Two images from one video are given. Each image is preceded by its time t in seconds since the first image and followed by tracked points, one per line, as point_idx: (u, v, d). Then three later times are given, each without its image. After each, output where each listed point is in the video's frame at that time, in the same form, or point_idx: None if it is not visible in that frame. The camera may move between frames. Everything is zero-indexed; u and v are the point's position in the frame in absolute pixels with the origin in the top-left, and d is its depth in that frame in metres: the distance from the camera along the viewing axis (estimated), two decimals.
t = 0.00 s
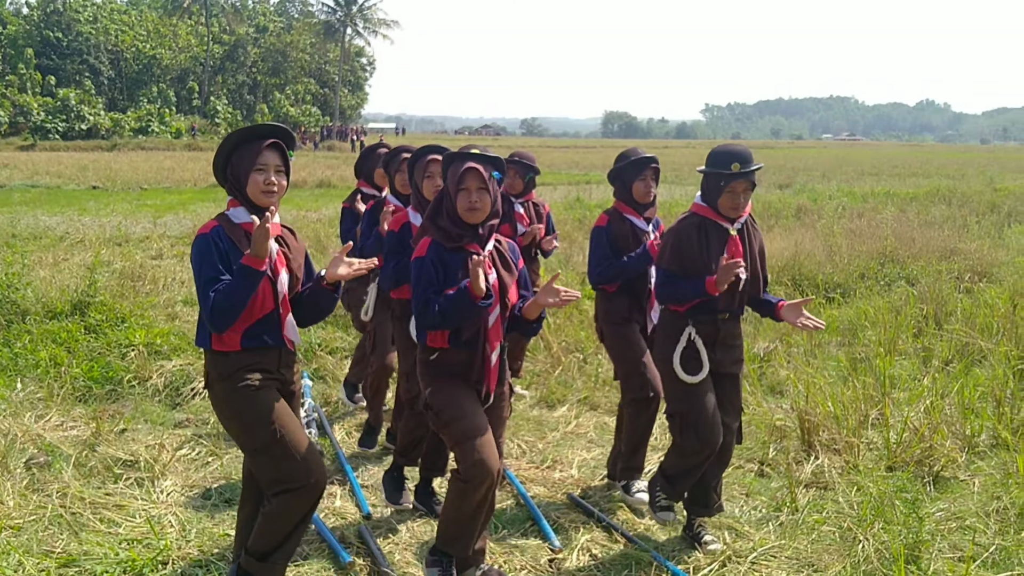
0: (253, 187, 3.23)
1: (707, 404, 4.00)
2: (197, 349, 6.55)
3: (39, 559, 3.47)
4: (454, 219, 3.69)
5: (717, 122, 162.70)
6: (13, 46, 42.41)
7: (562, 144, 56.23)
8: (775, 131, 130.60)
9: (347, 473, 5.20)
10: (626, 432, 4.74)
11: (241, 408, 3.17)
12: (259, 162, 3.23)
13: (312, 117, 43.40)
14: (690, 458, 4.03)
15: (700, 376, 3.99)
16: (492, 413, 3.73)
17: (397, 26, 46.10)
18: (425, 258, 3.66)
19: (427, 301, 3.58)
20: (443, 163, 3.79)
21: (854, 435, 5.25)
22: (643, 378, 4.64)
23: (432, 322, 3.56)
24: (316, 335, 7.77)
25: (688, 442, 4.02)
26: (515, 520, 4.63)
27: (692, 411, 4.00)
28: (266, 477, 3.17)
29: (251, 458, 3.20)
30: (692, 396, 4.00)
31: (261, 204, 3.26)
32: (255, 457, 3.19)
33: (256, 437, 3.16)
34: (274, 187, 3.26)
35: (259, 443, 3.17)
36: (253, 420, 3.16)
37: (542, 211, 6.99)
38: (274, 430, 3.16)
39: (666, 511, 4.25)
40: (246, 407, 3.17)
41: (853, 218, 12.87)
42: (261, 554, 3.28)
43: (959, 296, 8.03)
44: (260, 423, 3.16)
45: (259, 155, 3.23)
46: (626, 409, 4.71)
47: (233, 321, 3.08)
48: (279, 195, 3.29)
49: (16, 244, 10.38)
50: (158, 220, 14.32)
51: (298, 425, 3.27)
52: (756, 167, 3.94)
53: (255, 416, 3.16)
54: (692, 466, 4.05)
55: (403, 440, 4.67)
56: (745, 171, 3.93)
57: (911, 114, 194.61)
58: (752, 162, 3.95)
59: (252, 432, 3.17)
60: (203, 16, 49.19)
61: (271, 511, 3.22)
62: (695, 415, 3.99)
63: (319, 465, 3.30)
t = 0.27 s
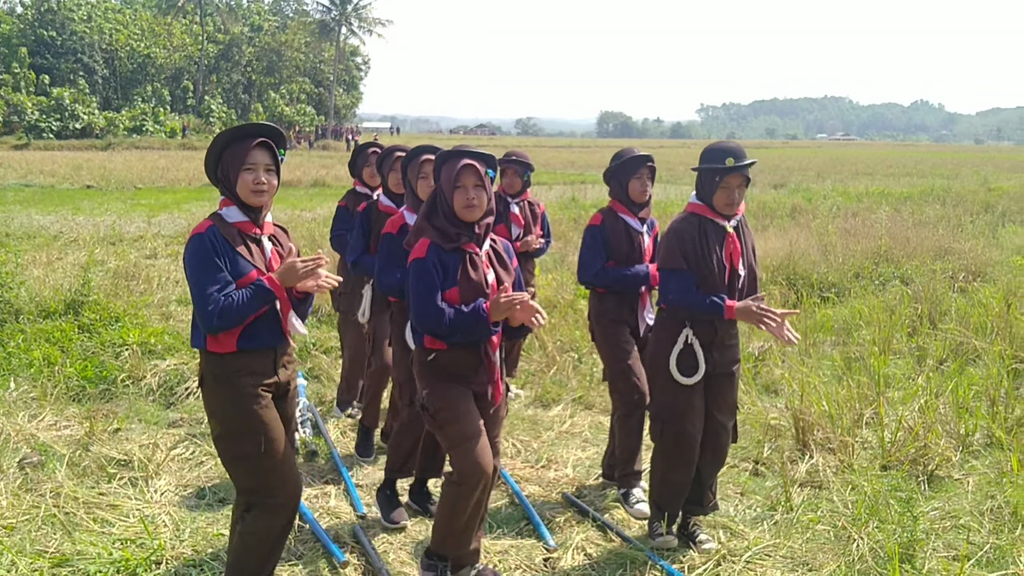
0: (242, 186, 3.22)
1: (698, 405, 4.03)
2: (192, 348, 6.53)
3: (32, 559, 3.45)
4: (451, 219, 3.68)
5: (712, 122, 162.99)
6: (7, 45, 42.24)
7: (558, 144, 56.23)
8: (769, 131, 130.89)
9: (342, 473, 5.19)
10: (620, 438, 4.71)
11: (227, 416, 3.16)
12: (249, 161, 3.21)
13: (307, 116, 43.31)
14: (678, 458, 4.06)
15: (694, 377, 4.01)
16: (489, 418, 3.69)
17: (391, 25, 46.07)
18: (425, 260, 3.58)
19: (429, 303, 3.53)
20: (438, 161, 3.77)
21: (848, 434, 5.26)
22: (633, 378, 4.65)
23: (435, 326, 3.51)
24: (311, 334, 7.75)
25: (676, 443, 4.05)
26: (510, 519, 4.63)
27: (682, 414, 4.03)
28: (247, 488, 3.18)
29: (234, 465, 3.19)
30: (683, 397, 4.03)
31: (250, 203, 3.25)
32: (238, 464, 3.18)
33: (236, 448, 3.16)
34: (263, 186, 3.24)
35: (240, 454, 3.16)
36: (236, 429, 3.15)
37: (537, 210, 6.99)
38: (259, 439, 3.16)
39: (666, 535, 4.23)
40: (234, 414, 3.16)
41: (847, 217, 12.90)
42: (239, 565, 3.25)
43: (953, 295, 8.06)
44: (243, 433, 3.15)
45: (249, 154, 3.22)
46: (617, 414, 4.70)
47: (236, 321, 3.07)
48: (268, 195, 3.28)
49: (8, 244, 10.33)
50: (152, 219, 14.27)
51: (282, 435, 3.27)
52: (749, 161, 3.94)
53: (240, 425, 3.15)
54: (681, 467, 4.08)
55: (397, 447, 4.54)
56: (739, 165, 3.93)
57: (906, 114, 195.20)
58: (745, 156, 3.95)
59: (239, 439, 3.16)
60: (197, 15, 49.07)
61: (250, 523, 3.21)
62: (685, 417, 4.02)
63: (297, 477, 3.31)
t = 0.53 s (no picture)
0: (240, 189, 3.27)
1: (694, 401, 4.05)
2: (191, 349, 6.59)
3: (33, 558, 3.50)
4: (450, 220, 3.74)
5: (711, 125, 163.18)
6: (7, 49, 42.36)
7: (557, 145, 56.32)
8: (768, 133, 131.08)
9: (340, 473, 5.24)
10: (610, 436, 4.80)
11: (232, 411, 3.22)
12: (247, 163, 3.26)
13: (306, 119, 43.43)
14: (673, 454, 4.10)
15: (689, 375, 4.05)
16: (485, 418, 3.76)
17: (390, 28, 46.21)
18: (422, 259, 3.66)
19: (426, 303, 3.60)
20: (439, 164, 3.84)
21: (841, 433, 5.32)
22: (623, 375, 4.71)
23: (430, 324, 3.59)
24: (309, 335, 7.81)
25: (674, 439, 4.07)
26: (506, 518, 4.68)
27: (680, 410, 4.04)
28: (253, 481, 3.25)
29: (239, 461, 3.26)
30: (678, 393, 4.06)
31: (250, 205, 3.30)
32: (243, 461, 3.24)
33: (241, 442, 3.22)
34: (262, 189, 3.30)
35: (245, 448, 3.22)
36: (240, 424, 3.21)
37: (534, 211, 7.05)
38: (262, 435, 3.22)
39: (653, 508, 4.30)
40: (237, 410, 3.21)
41: (842, 218, 12.97)
42: (247, 558, 3.35)
43: (946, 295, 8.12)
44: (247, 429, 3.21)
45: (247, 157, 3.27)
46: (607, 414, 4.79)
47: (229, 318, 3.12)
48: (267, 197, 3.33)
49: (9, 245, 10.39)
50: (152, 221, 14.33)
51: (287, 430, 3.32)
52: (742, 164, 4.00)
53: (244, 421, 3.21)
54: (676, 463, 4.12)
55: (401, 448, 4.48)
56: (733, 168, 3.98)
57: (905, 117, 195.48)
58: (738, 159, 4.02)
59: (241, 436, 3.22)
60: (197, 18, 49.22)
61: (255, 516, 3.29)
62: (683, 413, 4.03)
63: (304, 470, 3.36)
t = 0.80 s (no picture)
0: (225, 187, 3.19)
1: (689, 407, 4.00)
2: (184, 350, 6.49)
3: (23, 563, 3.40)
4: (448, 220, 3.66)
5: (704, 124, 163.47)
6: None
7: (551, 145, 56.25)
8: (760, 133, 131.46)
9: (334, 477, 5.16)
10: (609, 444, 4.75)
11: (224, 414, 3.13)
12: (230, 160, 3.18)
13: (299, 117, 43.17)
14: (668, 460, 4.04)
15: (686, 379, 4.00)
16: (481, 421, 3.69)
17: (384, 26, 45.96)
18: (417, 261, 3.59)
19: (419, 305, 3.54)
20: (438, 162, 3.75)
21: (843, 436, 5.27)
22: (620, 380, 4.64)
23: (424, 325, 3.52)
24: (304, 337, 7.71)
25: (669, 446, 4.01)
26: (504, 523, 4.61)
27: (673, 416, 4.00)
28: (252, 484, 3.14)
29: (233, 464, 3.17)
30: (673, 399, 4.01)
31: (236, 202, 3.22)
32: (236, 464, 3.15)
33: (235, 446, 3.13)
34: (247, 185, 3.21)
35: (240, 450, 3.13)
36: (233, 427, 3.12)
37: (532, 211, 6.97)
38: (257, 435, 3.13)
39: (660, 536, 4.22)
40: (229, 411, 3.13)
41: (840, 220, 12.93)
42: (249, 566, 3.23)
43: (947, 297, 8.08)
44: (240, 430, 3.12)
45: (231, 153, 3.19)
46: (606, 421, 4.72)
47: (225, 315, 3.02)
48: (252, 193, 3.25)
49: None
50: (145, 221, 14.19)
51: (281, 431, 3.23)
52: (744, 162, 3.93)
53: (237, 423, 3.12)
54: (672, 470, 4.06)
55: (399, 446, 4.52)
56: (734, 165, 3.92)
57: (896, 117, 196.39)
58: (740, 156, 3.95)
59: (234, 439, 3.13)
60: (189, 16, 48.93)
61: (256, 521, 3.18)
62: (676, 419, 3.99)
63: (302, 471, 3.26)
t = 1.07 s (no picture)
0: (227, 191, 3.23)
1: (689, 405, 4.04)
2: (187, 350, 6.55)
3: (27, 562, 3.46)
4: (449, 223, 3.70)
5: (707, 125, 163.40)
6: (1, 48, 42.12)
7: (554, 146, 56.32)
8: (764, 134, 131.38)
9: (337, 475, 5.21)
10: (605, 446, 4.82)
11: (225, 421, 3.18)
12: (232, 165, 3.23)
13: (302, 119, 43.32)
14: (669, 457, 4.07)
15: (684, 377, 4.02)
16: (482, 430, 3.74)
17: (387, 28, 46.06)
18: (420, 261, 3.60)
19: (422, 308, 3.54)
20: (439, 165, 3.77)
21: (841, 435, 5.30)
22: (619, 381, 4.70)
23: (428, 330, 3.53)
24: (306, 337, 7.77)
25: (668, 444, 4.05)
26: (504, 521, 4.65)
27: (672, 415, 4.04)
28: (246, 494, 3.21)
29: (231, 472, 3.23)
30: (672, 397, 4.04)
31: (238, 207, 3.26)
32: (234, 472, 3.22)
33: (234, 455, 3.19)
34: (248, 189, 3.26)
35: (238, 460, 3.19)
36: (234, 436, 3.17)
37: (531, 211, 7.02)
38: (258, 447, 3.18)
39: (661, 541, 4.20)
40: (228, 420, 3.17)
41: (839, 220, 12.98)
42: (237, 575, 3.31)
43: (944, 297, 8.12)
44: (241, 440, 3.17)
45: (232, 158, 3.23)
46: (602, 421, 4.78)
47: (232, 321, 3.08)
48: (254, 197, 3.29)
49: (4, 246, 10.33)
50: (148, 221, 14.29)
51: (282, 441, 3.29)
52: (739, 161, 3.97)
53: (238, 433, 3.17)
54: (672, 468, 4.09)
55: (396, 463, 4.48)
56: (729, 165, 3.96)
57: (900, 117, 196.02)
58: (734, 156, 4.00)
59: (232, 449, 3.18)
60: (193, 18, 49.11)
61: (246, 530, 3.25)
62: (676, 417, 4.03)
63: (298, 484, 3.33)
